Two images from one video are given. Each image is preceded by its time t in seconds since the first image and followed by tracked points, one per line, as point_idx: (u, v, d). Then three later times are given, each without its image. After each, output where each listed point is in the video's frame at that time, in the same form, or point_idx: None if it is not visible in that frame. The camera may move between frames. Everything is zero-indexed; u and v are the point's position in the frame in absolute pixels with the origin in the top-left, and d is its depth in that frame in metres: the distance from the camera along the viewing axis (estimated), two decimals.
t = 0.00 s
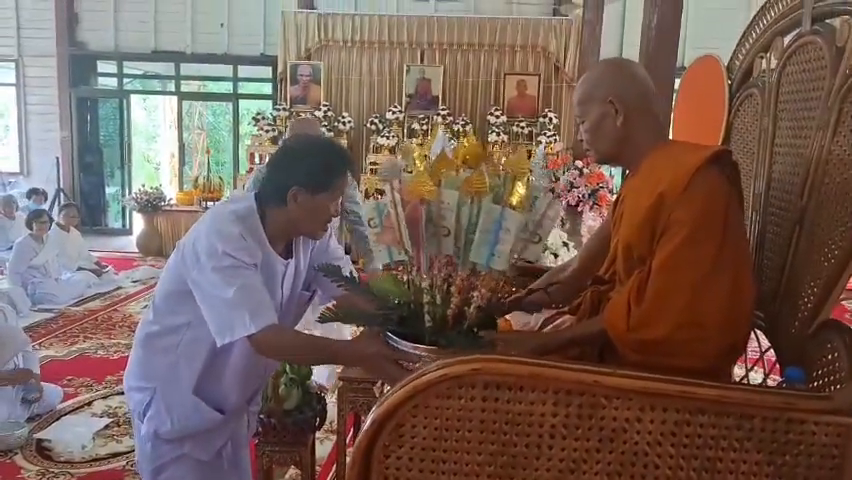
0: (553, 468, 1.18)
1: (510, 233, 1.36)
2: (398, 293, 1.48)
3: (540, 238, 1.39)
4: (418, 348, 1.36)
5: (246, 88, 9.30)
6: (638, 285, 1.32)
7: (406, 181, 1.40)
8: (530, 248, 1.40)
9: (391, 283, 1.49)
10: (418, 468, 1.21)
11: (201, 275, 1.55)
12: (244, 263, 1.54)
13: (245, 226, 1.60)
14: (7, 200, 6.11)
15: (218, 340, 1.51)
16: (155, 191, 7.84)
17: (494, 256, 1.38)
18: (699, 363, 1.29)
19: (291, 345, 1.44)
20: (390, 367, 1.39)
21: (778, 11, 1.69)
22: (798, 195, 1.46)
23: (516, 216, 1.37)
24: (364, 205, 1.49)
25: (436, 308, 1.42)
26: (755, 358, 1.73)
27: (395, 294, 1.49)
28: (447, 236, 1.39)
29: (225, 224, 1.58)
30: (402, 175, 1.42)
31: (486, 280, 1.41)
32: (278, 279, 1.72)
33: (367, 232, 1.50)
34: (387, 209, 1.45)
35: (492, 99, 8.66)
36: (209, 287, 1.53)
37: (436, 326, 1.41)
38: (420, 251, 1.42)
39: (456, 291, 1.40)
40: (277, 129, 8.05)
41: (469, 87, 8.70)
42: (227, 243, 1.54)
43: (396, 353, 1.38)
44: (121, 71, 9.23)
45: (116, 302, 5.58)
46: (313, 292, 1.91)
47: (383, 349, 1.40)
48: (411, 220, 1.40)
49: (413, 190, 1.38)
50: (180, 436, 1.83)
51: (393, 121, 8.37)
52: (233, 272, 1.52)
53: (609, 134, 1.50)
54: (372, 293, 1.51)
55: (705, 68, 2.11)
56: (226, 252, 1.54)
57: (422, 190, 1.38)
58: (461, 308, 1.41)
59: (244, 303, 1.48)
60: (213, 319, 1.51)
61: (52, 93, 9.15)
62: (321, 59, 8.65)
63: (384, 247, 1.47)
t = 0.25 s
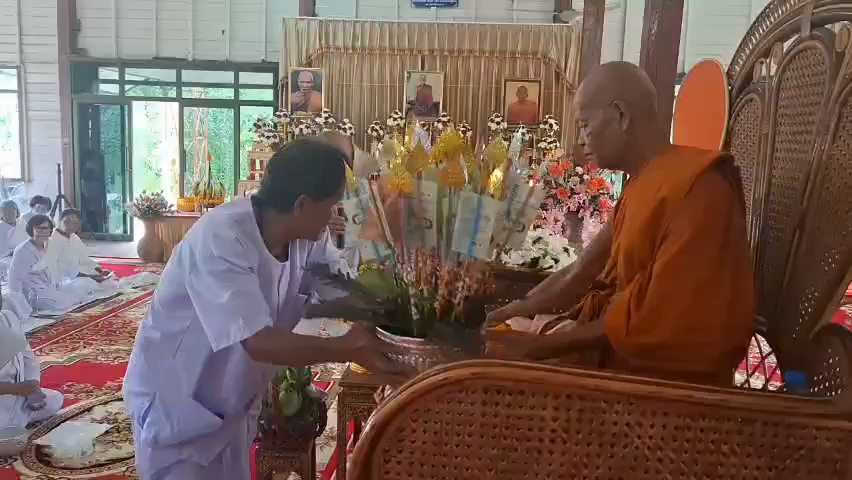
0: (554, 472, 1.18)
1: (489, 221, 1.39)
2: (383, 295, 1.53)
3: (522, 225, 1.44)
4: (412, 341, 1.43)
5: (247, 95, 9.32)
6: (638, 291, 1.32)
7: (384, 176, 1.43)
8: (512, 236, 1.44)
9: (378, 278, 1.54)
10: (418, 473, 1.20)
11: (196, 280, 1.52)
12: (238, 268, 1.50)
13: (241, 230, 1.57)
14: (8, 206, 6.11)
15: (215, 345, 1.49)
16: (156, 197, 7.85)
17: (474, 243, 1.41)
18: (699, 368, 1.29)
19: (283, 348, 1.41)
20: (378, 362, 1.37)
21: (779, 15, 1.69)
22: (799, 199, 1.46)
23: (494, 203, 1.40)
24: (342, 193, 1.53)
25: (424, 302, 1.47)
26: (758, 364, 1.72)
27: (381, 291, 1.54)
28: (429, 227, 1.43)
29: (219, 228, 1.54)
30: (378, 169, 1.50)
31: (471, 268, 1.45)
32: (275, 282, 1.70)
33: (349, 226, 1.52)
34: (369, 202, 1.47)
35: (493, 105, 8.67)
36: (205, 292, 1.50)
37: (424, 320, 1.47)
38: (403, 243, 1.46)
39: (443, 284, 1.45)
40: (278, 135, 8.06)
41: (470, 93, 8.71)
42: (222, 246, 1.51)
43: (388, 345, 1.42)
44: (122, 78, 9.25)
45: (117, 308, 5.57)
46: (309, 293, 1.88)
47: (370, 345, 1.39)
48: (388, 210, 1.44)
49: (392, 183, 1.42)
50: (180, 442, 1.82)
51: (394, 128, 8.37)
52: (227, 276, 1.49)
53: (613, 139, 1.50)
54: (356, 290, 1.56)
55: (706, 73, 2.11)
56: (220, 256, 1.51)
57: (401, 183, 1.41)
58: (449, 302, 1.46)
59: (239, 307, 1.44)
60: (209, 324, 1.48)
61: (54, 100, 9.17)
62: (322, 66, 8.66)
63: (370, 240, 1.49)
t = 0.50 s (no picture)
0: (554, 475, 1.17)
1: (474, 204, 1.36)
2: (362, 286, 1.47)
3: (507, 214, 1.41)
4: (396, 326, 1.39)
5: (248, 99, 9.33)
6: (640, 294, 1.32)
7: (371, 157, 1.39)
8: (497, 227, 1.41)
9: (360, 266, 1.47)
10: (418, 475, 1.20)
11: (188, 276, 1.49)
12: (230, 265, 1.46)
13: (236, 227, 1.53)
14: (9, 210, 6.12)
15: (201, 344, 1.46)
16: (157, 201, 7.86)
17: (461, 229, 1.37)
18: (701, 371, 1.29)
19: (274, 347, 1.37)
20: (364, 350, 1.36)
21: (778, 18, 1.69)
22: (799, 202, 1.46)
23: (480, 186, 1.37)
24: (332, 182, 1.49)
25: (408, 287, 1.42)
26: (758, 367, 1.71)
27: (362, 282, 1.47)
28: (415, 212, 1.39)
29: (214, 224, 1.51)
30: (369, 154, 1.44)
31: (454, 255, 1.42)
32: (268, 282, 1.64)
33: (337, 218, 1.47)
34: (357, 190, 1.42)
35: (494, 110, 8.68)
36: (195, 289, 1.47)
37: (407, 307, 1.42)
38: (389, 228, 1.41)
39: (426, 273, 1.41)
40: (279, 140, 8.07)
41: (470, 98, 8.71)
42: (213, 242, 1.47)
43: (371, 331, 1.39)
44: (123, 82, 9.26)
45: (117, 313, 5.57)
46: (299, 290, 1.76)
47: (352, 331, 1.36)
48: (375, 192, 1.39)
49: (380, 164, 1.38)
50: (179, 445, 1.81)
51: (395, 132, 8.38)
52: (218, 273, 1.45)
53: (611, 142, 1.50)
54: (338, 282, 1.51)
55: (706, 77, 2.11)
56: (213, 252, 1.47)
57: (389, 167, 1.38)
58: (432, 290, 1.41)
59: (227, 305, 1.40)
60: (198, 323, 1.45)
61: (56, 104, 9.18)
62: (323, 70, 8.66)
63: (356, 227, 1.43)
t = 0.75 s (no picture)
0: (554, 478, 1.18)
1: (440, 189, 1.40)
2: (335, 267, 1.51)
3: (469, 201, 1.43)
4: (368, 311, 1.47)
5: (249, 103, 9.33)
6: (641, 297, 1.32)
7: (341, 146, 1.42)
8: (462, 214, 1.43)
9: (331, 255, 1.49)
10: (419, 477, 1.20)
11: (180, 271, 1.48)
12: (220, 259, 1.44)
13: (231, 221, 1.49)
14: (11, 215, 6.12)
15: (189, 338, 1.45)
16: (158, 206, 7.85)
17: (426, 212, 1.41)
18: (702, 374, 1.30)
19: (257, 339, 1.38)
20: (336, 333, 1.41)
21: (778, 21, 1.69)
22: (799, 205, 1.46)
23: (444, 170, 1.41)
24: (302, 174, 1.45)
25: (379, 274, 1.51)
26: (759, 371, 1.70)
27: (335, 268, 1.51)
28: (382, 200, 1.43)
29: (209, 218, 1.48)
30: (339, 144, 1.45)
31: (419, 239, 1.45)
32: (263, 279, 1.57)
33: (310, 207, 1.44)
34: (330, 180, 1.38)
35: (494, 114, 8.68)
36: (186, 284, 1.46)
37: (378, 292, 1.50)
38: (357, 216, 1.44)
39: (396, 261, 1.49)
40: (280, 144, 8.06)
41: (471, 102, 8.71)
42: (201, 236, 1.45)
43: (344, 314, 1.47)
44: (125, 87, 9.28)
45: (118, 317, 5.57)
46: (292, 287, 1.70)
47: (325, 315, 1.43)
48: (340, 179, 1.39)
49: (349, 152, 1.42)
50: (183, 448, 1.80)
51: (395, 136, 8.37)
52: (208, 267, 1.43)
53: (610, 145, 1.50)
54: (312, 272, 1.53)
55: (705, 81, 2.12)
56: (206, 245, 1.45)
57: (358, 155, 1.41)
58: (401, 276, 1.50)
59: (211, 298, 1.39)
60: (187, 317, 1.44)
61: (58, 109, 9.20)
62: (324, 75, 8.67)
63: (326, 216, 1.41)
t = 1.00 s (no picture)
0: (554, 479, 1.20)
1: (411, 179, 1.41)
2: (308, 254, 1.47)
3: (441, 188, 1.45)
4: (342, 293, 1.42)
5: (249, 106, 9.34)
6: (641, 299, 1.32)
7: (316, 136, 1.41)
8: (433, 204, 1.45)
9: (307, 244, 1.47)
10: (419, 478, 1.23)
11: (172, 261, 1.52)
12: (212, 250, 1.49)
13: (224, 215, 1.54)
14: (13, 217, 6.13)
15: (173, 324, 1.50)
16: (158, 209, 7.85)
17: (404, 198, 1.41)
18: (703, 376, 1.31)
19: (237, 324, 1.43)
20: (314, 316, 1.41)
21: (778, 22, 1.69)
22: (798, 206, 1.46)
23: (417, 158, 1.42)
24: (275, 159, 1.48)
25: (353, 261, 1.45)
26: (760, 372, 1.69)
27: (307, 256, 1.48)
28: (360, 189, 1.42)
29: (203, 211, 1.53)
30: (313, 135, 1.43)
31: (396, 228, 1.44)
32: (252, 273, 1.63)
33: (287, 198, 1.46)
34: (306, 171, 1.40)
35: (495, 117, 8.68)
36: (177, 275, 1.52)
37: (354, 278, 1.45)
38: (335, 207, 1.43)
39: (370, 248, 1.44)
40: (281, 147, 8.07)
41: (472, 104, 8.72)
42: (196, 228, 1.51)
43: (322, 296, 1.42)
44: (126, 90, 9.30)
45: (119, 320, 5.57)
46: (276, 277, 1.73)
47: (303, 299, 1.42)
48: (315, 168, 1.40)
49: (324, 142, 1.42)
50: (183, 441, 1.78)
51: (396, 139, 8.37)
52: (199, 257, 1.48)
53: (610, 148, 1.50)
54: (289, 257, 1.46)
55: (704, 84, 2.12)
56: (198, 236, 1.49)
57: (333, 146, 1.40)
58: (375, 263, 1.45)
59: (197, 286, 1.43)
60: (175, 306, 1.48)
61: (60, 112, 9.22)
62: (324, 78, 8.68)
63: (302, 207, 1.42)
